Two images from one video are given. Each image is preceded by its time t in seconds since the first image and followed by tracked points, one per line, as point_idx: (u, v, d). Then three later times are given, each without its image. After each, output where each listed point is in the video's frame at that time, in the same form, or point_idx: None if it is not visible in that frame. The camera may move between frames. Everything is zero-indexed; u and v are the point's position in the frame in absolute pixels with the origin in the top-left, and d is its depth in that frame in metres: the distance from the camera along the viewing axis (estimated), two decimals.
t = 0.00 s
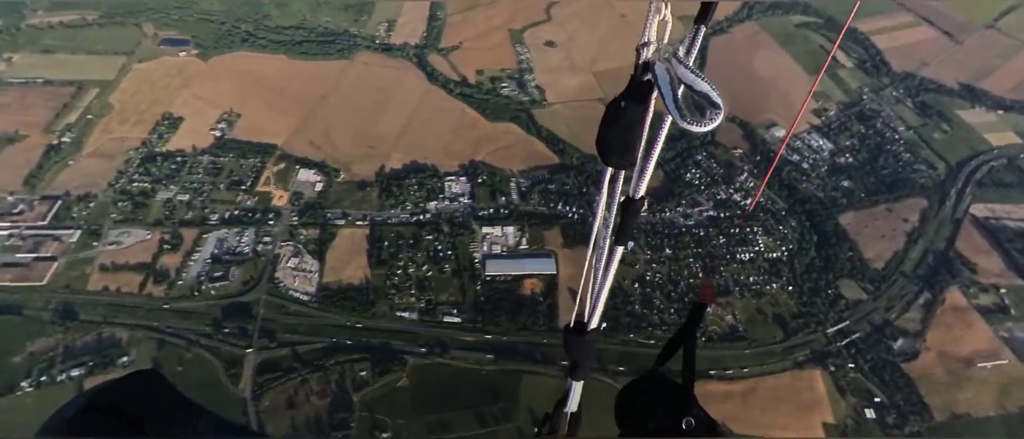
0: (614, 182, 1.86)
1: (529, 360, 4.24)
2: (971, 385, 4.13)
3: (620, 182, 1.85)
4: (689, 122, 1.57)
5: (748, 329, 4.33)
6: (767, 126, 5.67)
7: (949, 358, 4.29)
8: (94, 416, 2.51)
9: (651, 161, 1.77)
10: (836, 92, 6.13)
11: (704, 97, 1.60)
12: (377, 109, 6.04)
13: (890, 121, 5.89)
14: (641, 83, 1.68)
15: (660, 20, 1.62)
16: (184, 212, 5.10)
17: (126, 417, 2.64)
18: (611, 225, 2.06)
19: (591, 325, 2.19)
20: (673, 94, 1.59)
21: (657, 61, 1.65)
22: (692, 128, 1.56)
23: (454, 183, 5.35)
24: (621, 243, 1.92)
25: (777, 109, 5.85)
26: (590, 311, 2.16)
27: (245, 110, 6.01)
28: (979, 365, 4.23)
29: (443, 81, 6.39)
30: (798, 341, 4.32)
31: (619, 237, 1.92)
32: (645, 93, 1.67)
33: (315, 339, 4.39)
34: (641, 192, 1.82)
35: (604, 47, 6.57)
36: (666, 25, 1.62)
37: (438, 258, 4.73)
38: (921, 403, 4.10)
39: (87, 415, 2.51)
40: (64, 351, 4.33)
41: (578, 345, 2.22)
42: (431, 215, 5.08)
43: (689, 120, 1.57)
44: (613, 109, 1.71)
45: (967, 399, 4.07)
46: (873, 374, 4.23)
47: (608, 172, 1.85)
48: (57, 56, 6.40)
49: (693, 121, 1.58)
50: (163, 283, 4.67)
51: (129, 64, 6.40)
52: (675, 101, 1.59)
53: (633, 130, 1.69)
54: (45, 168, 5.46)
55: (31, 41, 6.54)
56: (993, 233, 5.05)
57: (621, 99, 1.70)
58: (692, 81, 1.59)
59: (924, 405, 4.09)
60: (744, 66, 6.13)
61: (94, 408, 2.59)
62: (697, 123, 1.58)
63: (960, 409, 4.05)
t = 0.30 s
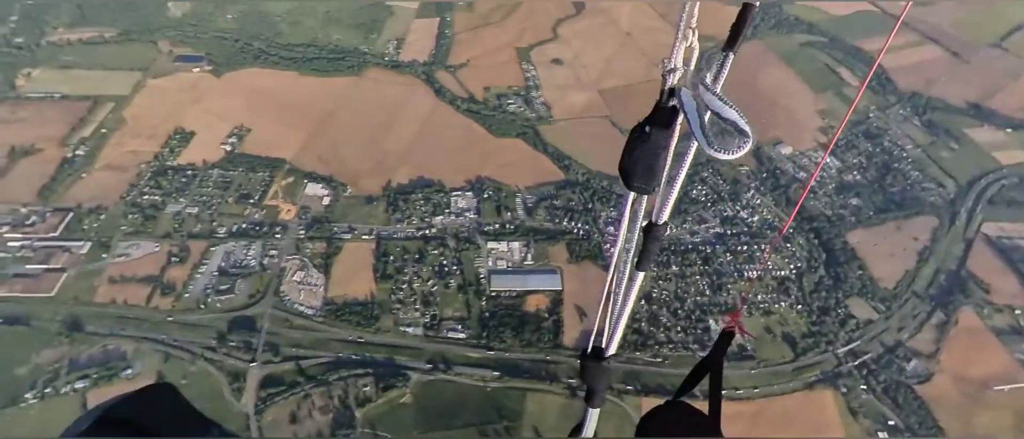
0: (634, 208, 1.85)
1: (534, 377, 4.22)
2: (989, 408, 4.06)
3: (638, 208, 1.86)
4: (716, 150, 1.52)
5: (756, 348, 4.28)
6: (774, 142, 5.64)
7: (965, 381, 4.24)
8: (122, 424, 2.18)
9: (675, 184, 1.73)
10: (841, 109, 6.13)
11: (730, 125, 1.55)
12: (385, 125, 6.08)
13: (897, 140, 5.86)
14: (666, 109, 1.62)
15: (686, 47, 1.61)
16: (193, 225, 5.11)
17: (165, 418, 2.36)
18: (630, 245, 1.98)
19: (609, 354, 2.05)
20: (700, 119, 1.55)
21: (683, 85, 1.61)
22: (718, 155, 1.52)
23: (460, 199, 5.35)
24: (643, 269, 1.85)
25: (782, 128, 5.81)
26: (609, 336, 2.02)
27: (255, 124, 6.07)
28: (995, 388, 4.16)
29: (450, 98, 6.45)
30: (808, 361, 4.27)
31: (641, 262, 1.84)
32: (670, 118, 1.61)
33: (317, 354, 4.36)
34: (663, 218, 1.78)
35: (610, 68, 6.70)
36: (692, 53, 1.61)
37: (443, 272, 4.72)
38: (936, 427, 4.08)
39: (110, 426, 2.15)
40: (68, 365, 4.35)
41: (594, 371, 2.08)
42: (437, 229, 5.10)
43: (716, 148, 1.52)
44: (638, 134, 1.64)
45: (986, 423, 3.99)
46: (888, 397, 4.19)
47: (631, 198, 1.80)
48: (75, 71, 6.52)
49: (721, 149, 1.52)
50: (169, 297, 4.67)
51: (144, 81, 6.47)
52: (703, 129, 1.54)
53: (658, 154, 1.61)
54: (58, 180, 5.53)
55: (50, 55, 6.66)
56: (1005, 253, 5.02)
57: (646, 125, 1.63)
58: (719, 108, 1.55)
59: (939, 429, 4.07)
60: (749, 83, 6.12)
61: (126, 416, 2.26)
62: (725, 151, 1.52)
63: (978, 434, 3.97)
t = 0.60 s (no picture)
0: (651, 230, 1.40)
1: (539, 398, 4.14)
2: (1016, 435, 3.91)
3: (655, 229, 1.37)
4: (734, 172, 1.09)
5: (768, 372, 4.22)
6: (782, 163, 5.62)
7: (986, 407, 4.13)
8: (146, 429, 1.33)
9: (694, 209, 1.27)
10: (851, 129, 6.09)
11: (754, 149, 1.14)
12: (395, 144, 6.26)
13: (908, 161, 5.79)
14: (684, 129, 1.19)
15: (709, 52, 1.18)
16: (203, 241, 5.14)
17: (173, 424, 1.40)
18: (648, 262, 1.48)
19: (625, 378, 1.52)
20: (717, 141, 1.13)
21: (699, 103, 1.19)
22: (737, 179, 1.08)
23: (468, 216, 5.36)
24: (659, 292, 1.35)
25: (789, 148, 5.81)
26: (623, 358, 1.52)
27: (267, 144, 6.20)
28: (1018, 415, 4.06)
29: (459, 117, 6.63)
30: (822, 386, 4.18)
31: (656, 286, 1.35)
32: (689, 139, 1.18)
33: (322, 372, 4.34)
34: (682, 237, 1.32)
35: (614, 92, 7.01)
36: (713, 68, 1.19)
37: (450, 291, 4.70)
38: None
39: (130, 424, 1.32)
40: (74, 380, 4.28)
41: (608, 397, 1.53)
42: (444, 247, 5.08)
43: (737, 172, 1.08)
44: (649, 157, 1.20)
45: None
46: (905, 423, 4.07)
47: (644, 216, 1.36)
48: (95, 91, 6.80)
49: (740, 173, 1.09)
50: (177, 312, 4.66)
51: (161, 100, 6.77)
52: (723, 152, 1.11)
53: (673, 178, 1.17)
54: (74, 196, 5.61)
55: (75, 77, 7.01)
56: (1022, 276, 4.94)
57: (661, 145, 1.19)
58: (740, 130, 1.15)
59: None
60: (756, 104, 6.15)
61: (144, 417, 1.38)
62: (746, 176, 1.09)
63: None
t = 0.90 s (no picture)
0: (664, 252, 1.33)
1: (546, 420, 4.05)
2: None
3: (670, 250, 1.29)
4: (753, 197, 1.04)
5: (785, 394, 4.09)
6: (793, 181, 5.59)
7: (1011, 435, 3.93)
8: (174, 427, 1.17)
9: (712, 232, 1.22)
10: (862, 147, 6.04)
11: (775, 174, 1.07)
12: (404, 163, 6.31)
13: (921, 178, 5.81)
14: (700, 151, 1.14)
15: (725, 72, 1.13)
16: (214, 258, 5.15)
17: (204, 424, 1.24)
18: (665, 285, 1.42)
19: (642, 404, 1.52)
20: (735, 166, 1.08)
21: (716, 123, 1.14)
22: (757, 204, 1.03)
23: (476, 234, 5.34)
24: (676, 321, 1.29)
25: (800, 165, 5.77)
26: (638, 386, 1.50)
27: (280, 162, 6.33)
28: None
29: (468, 136, 6.75)
30: (840, 410, 4.05)
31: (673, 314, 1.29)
32: (706, 161, 1.13)
33: (329, 391, 4.27)
34: (700, 262, 1.25)
35: (620, 112, 7.20)
36: (729, 88, 1.14)
37: (457, 310, 4.67)
38: None
39: (158, 420, 1.16)
40: (84, 396, 4.21)
41: (623, 421, 1.54)
42: (452, 265, 5.06)
43: (757, 197, 1.04)
44: (665, 179, 1.16)
45: None
46: None
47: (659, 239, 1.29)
48: (116, 111, 7.15)
49: (762, 198, 1.04)
50: (187, 329, 4.64)
51: (178, 119, 7.08)
52: (742, 176, 1.07)
53: (689, 201, 1.13)
54: (90, 214, 5.69)
55: (96, 98, 7.48)
56: None
57: (677, 166, 1.16)
58: (760, 153, 1.08)
59: None
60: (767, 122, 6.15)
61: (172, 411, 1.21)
62: (769, 202, 1.04)
63: None
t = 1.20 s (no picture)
0: (710, 259, 1.08)
1: None
2: None
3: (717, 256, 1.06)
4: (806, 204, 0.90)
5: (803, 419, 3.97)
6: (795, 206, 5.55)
7: None
8: None
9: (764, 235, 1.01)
10: (875, 168, 5.99)
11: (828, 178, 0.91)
12: (414, 182, 6.34)
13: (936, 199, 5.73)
14: (748, 154, 0.95)
15: (778, 72, 0.94)
16: (225, 276, 5.17)
17: (262, 425, 0.94)
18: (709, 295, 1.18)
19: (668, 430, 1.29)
20: (788, 170, 0.91)
21: (769, 125, 0.95)
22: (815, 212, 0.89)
23: (485, 253, 5.33)
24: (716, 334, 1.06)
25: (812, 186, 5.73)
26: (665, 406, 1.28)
27: (291, 181, 6.40)
28: None
29: (477, 156, 6.79)
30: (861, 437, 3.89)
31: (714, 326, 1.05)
32: (754, 165, 0.93)
33: (336, 411, 4.19)
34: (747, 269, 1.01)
35: (628, 133, 7.22)
36: (783, 89, 0.95)
37: (466, 329, 4.63)
38: None
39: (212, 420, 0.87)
40: (92, 413, 4.19)
41: None
42: (460, 284, 5.04)
43: (812, 203, 0.89)
44: (710, 182, 0.98)
45: None
46: None
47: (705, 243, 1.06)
48: (136, 132, 7.47)
49: (813, 203, 0.90)
50: (196, 347, 4.60)
51: (195, 138, 7.32)
52: (795, 184, 0.91)
53: (738, 208, 0.94)
54: (106, 231, 5.79)
55: (117, 118, 7.82)
56: None
57: (724, 169, 0.97)
58: (814, 156, 0.90)
59: None
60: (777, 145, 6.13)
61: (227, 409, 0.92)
62: (823, 207, 0.89)
63: None
